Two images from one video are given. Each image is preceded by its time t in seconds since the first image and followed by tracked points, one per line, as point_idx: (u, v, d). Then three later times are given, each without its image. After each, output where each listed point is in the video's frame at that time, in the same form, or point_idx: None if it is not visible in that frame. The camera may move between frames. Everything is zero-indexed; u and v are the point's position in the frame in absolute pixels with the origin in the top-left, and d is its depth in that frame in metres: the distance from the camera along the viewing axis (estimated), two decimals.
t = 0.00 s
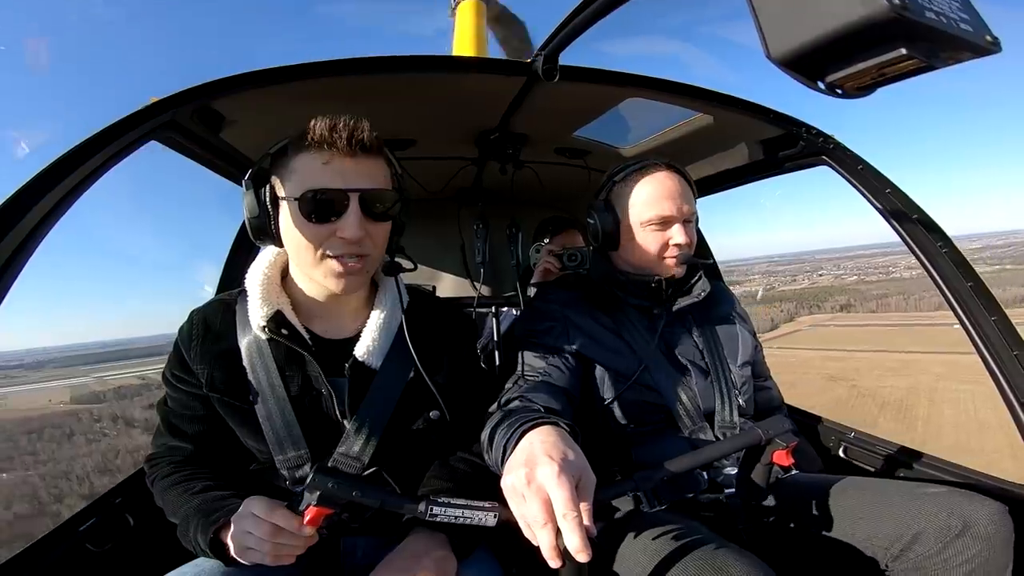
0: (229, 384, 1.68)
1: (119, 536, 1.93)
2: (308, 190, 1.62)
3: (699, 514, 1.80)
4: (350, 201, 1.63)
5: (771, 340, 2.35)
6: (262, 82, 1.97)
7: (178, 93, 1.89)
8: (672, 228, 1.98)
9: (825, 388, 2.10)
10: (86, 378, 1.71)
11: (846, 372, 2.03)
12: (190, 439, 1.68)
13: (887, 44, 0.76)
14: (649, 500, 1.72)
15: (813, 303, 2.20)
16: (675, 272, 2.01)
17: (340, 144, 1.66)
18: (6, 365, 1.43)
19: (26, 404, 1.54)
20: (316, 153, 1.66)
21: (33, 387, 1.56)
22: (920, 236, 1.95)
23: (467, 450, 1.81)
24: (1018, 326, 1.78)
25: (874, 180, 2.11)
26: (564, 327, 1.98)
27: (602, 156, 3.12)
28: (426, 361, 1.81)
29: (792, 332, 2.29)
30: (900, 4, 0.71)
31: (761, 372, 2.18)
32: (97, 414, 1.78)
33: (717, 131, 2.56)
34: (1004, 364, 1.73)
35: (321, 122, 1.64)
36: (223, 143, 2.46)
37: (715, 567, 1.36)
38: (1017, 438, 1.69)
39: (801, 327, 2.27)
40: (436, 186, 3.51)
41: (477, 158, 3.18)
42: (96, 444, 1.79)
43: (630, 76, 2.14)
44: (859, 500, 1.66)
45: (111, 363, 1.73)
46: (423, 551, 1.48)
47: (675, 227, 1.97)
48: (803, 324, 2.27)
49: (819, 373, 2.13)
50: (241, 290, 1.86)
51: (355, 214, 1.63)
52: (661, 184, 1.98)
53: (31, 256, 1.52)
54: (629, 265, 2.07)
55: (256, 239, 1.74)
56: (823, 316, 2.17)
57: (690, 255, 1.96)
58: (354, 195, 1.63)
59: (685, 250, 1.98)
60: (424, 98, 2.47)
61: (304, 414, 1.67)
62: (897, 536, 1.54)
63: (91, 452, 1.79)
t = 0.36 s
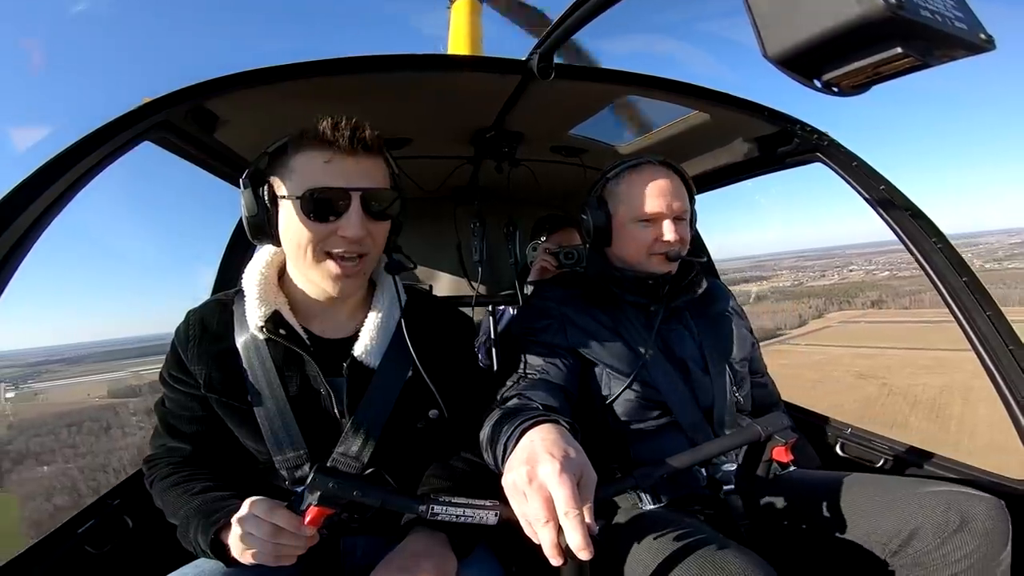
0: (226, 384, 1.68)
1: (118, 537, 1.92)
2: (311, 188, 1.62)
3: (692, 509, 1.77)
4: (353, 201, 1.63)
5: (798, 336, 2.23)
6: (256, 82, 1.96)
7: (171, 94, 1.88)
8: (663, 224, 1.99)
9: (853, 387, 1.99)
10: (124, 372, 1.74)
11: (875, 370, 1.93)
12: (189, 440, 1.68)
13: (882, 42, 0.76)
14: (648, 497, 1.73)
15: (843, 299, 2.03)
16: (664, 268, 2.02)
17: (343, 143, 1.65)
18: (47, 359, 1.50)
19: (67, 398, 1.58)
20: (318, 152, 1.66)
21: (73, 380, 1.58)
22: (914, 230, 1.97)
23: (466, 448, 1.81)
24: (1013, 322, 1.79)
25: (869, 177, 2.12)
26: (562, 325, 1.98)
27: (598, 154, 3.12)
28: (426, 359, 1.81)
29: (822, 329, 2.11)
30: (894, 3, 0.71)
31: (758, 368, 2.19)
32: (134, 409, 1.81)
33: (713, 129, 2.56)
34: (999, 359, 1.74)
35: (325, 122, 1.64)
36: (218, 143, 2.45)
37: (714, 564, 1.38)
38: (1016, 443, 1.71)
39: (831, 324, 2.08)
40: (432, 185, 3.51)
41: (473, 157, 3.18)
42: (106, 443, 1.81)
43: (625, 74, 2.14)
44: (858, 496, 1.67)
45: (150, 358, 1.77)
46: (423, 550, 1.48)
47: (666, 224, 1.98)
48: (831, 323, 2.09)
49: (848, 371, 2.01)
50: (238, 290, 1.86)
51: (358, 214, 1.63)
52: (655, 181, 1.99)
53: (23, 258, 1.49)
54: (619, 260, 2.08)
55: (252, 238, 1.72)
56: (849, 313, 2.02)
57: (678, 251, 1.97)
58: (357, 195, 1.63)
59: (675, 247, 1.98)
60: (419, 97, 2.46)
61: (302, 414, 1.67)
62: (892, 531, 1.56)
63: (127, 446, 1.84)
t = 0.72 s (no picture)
0: (221, 383, 1.67)
1: (113, 538, 1.91)
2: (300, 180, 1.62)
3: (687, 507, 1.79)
4: (343, 189, 1.61)
5: (828, 335, 2.09)
6: (251, 81, 1.95)
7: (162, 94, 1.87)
8: (657, 221, 2.00)
9: (884, 387, 1.95)
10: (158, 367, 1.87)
11: (910, 369, 1.91)
12: (183, 440, 1.67)
13: (873, 41, 0.76)
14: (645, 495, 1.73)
15: (877, 297, 2.01)
16: (658, 266, 2.03)
17: (333, 138, 1.67)
18: (87, 352, 1.61)
19: (105, 390, 1.70)
20: (310, 146, 1.66)
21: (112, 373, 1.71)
22: (907, 228, 1.99)
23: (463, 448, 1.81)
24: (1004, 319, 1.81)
25: (862, 176, 2.13)
26: (558, 324, 1.98)
27: (593, 153, 3.12)
28: (423, 359, 1.80)
29: (854, 328, 2.03)
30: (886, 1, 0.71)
31: (753, 366, 2.20)
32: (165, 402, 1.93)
33: (707, 127, 2.57)
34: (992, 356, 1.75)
35: (316, 118, 1.66)
36: (212, 142, 2.44)
37: (710, 563, 1.39)
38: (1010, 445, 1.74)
39: (864, 323, 2.01)
40: (426, 184, 3.50)
41: (468, 156, 3.17)
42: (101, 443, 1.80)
43: (620, 73, 2.14)
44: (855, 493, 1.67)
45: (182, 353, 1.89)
46: (421, 550, 1.48)
47: (660, 221, 2.00)
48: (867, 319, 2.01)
49: (880, 370, 1.97)
50: (233, 288, 1.85)
51: (348, 202, 1.62)
52: (647, 179, 2.00)
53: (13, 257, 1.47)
54: (611, 257, 2.08)
55: (249, 237, 1.73)
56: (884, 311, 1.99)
57: (671, 248, 1.99)
58: (346, 184, 1.61)
59: (668, 244, 2.01)
60: (413, 96, 2.46)
61: (297, 413, 1.66)
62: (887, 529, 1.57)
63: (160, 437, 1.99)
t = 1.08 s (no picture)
0: (213, 381, 1.66)
1: (104, 538, 1.90)
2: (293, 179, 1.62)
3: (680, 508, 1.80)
4: (337, 189, 1.62)
5: (866, 335, 2.06)
6: (246, 79, 1.94)
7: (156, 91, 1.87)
8: (651, 222, 2.00)
9: (924, 389, 1.93)
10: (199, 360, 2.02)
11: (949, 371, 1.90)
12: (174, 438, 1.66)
13: (869, 44, 0.76)
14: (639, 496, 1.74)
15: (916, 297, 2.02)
16: (652, 267, 2.03)
17: (328, 135, 1.66)
18: (128, 346, 1.76)
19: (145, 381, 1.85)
20: (305, 145, 1.65)
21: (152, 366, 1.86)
22: (899, 230, 2.01)
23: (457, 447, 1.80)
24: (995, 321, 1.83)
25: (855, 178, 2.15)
26: (554, 324, 1.98)
27: (589, 153, 3.12)
28: (418, 358, 1.80)
29: (891, 327, 2.04)
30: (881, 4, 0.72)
31: (746, 367, 2.20)
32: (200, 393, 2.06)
33: (703, 129, 2.57)
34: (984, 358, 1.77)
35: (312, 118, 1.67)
36: (206, 140, 2.43)
37: (703, 564, 1.40)
38: (997, 442, 1.79)
39: (903, 323, 2.03)
40: (421, 183, 3.50)
41: (463, 156, 3.17)
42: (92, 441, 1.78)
43: (616, 74, 2.15)
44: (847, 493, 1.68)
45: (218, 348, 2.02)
46: (415, 550, 1.48)
47: (654, 222, 2.00)
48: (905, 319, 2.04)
49: (921, 372, 1.93)
50: (226, 285, 1.84)
51: (342, 202, 1.61)
52: (642, 180, 2.00)
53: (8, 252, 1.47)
54: (605, 258, 2.08)
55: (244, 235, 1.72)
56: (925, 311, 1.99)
57: (665, 250, 1.99)
58: (340, 183, 1.62)
59: (662, 245, 2.01)
60: (409, 95, 2.45)
61: (289, 412, 1.66)
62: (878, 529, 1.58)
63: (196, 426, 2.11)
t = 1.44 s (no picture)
0: (204, 379, 1.65)
1: (92, 536, 1.89)
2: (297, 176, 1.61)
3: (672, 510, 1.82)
4: (341, 189, 1.61)
5: (907, 335, 2.02)
6: (242, 76, 1.94)
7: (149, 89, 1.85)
8: (648, 225, 2.00)
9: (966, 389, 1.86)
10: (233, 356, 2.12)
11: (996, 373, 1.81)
12: (164, 437, 1.65)
13: (866, 48, 0.76)
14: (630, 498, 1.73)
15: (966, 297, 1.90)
16: (648, 270, 2.04)
17: (328, 134, 1.64)
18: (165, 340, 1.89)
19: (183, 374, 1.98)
20: (303, 142, 1.64)
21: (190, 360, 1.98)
22: (892, 233, 2.01)
23: (449, 448, 1.80)
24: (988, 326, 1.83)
25: (851, 182, 2.15)
26: (548, 324, 1.98)
27: (585, 154, 3.12)
28: (411, 357, 1.80)
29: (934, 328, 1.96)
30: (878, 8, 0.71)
31: (739, 370, 2.20)
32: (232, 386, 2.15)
33: (699, 131, 2.57)
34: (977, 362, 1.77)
35: (311, 115, 1.64)
36: (201, 137, 2.42)
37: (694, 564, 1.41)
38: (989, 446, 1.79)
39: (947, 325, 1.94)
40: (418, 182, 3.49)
41: (460, 155, 3.17)
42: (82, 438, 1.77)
43: (614, 75, 2.14)
44: (838, 497, 1.68)
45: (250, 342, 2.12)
46: (405, 551, 1.47)
47: (651, 225, 2.00)
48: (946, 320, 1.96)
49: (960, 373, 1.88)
50: (218, 284, 1.84)
51: (345, 203, 1.61)
52: (640, 183, 2.00)
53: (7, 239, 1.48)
54: (601, 259, 2.08)
55: (235, 236, 1.69)
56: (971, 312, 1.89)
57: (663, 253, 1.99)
58: (342, 184, 1.61)
59: (658, 248, 2.01)
60: (406, 94, 2.45)
61: (280, 410, 1.65)
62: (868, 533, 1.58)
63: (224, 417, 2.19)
